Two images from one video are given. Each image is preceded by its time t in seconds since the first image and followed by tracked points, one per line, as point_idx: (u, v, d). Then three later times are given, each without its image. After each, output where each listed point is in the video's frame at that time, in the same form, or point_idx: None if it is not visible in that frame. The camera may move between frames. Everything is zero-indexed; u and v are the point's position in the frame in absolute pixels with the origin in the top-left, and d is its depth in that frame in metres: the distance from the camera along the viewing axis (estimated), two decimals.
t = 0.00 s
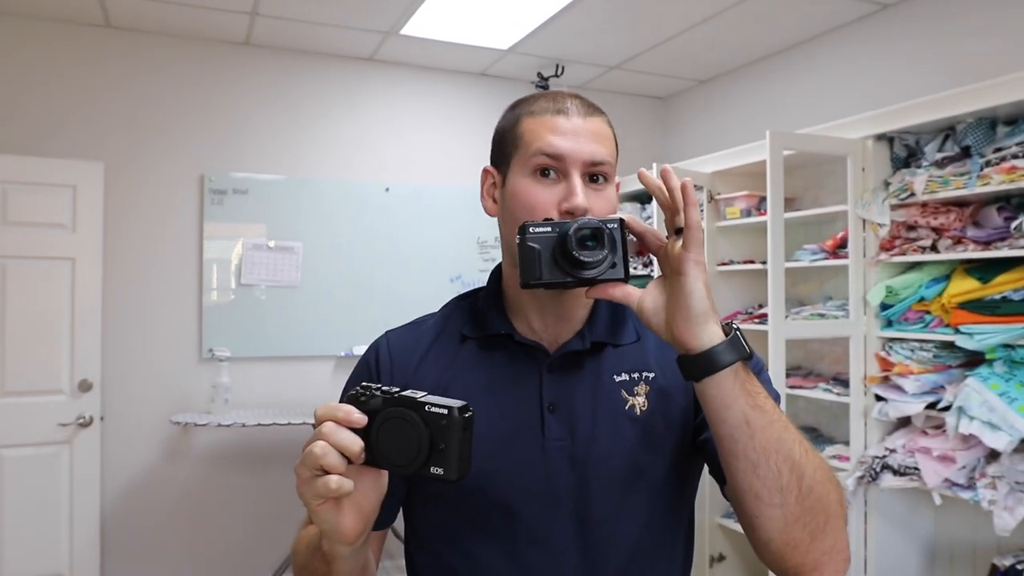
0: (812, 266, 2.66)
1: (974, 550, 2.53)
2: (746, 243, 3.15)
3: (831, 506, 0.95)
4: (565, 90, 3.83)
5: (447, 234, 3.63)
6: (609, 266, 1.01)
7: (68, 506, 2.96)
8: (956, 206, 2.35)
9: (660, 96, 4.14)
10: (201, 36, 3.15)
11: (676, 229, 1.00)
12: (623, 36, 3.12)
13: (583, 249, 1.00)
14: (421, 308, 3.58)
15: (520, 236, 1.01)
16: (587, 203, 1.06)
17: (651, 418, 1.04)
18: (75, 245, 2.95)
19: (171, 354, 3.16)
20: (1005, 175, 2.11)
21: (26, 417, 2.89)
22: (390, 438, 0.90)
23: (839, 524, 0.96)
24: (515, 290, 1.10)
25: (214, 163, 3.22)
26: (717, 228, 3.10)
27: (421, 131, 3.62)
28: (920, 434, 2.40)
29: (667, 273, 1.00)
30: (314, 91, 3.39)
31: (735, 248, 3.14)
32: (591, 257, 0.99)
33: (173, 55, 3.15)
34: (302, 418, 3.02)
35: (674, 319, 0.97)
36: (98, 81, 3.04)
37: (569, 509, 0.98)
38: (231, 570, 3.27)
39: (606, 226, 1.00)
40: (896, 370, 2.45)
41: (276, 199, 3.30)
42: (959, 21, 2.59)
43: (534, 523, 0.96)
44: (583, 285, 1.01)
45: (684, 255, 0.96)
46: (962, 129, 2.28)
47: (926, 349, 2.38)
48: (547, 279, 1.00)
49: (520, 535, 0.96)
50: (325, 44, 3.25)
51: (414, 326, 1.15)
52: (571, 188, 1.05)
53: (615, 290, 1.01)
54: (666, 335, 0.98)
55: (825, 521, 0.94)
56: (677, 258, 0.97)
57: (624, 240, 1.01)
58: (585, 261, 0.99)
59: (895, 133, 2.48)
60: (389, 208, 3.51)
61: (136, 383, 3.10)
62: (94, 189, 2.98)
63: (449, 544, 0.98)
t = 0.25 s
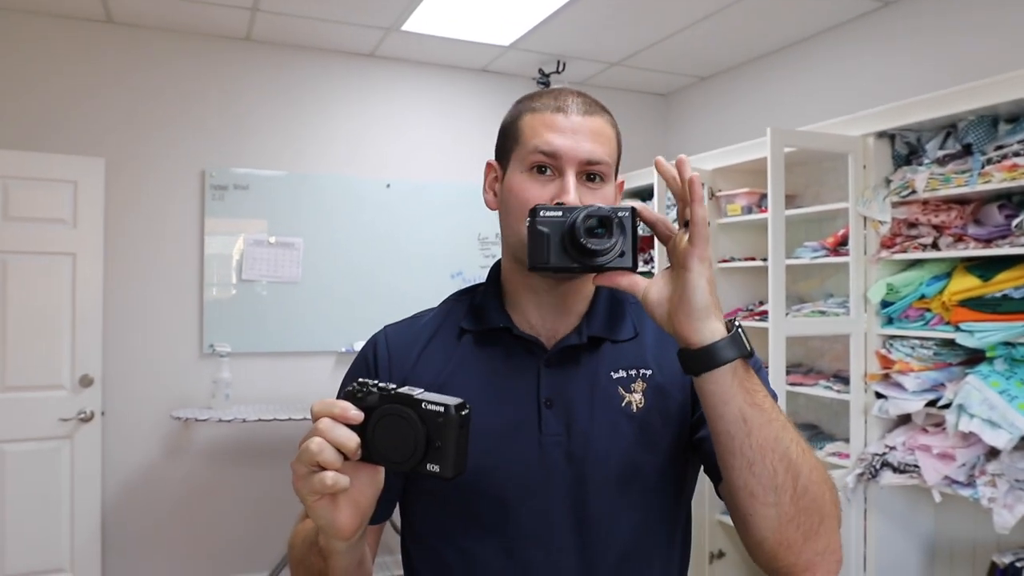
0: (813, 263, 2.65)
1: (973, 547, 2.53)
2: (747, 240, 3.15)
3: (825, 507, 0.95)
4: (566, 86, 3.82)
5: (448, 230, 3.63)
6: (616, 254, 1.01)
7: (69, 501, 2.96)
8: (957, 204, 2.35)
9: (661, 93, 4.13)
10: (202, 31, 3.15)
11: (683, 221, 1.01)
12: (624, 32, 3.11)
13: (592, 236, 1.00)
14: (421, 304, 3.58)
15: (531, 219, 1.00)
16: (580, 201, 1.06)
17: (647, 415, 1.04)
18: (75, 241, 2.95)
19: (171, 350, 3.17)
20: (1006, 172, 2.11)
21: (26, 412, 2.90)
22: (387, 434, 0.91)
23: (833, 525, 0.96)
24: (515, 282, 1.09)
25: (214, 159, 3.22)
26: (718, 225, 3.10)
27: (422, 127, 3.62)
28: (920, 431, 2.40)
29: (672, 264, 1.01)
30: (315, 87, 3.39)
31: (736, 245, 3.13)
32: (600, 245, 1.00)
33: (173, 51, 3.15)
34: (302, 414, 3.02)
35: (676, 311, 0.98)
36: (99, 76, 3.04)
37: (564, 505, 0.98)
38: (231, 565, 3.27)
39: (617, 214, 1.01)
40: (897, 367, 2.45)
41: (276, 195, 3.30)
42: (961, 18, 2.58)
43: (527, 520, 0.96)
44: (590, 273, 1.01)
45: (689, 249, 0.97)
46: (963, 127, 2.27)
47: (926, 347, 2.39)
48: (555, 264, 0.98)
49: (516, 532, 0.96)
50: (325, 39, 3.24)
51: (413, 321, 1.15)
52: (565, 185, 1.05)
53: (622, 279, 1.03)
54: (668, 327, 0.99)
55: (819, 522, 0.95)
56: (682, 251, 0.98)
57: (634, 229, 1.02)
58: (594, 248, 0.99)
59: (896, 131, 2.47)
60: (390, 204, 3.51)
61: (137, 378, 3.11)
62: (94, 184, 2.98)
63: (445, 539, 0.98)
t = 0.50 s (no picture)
0: (809, 253, 2.66)
1: (967, 534, 2.55)
2: (742, 230, 3.15)
3: (822, 485, 0.96)
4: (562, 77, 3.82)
5: (444, 221, 3.63)
6: (609, 241, 1.01)
7: (67, 493, 2.97)
8: (952, 192, 2.35)
9: (657, 83, 4.13)
10: (196, 22, 3.13)
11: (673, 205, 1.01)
12: (620, 22, 3.10)
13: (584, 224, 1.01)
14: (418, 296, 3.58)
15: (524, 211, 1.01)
16: (577, 183, 1.06)
17: (642, 402, 1.04)
18: (71, 234, 2.94)
19: (168, 342, 3.16)
20: (1001, 161, 2.11)
21: (23, 405, 2.90)
22: (381, 414, 0.91)
23: (829, 503, 0.97)
24: (510, 267, 1.10)
25: (210, 151, 3.21)
26: (714, 215, 3.10)
27: (418, 118, 3.61)
28: (915, 419, 2.41)
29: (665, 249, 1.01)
30: (310, 78, 3.38)
31: (732, 234, 3.14)
32: (591, 230, 1.00)
33: (168, 42, 3.13)
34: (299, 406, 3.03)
35: (670, 291, 0.97)
36: (92, 67, 3.02)
37: (558, 489, 0.98)
38: (230, 556, 3.29)
39: (608, 202, 1.01)
40: (892, 356, 2.45)
41: (272, 186, 3.29)
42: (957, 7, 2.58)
43: (524, 502, 0.97)
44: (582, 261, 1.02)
45: (681, 231, 0.98)
46: (958, 116, 2.29)
47: (921, 335, 2.40)
48: (548, 253, 0.99)
49: (510, 516, 0.97)
50: (320, 30, 3.23)
51: (410, 304, 1.15)
52: (561, 167, 1.05)
53: (615, 266, 1.01)
54: (662, 307, 0.98)
55: (817, 499, 0.95)
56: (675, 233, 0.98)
57: (625, 217, 1.02)
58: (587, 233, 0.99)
59: (891, 120, 2.47)
60: (386, 195, 3.50)
61: (134, 371, 3.11)
62: (89, 177, 2.97)
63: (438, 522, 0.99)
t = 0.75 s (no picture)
0: (804, 242, 2.66)
1: (963, 522, 2.55)
2: (738, 220, 3.15)
3: (813, 484, 0.97)
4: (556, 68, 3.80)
5: (440, 214, 3.62)
6: (599, 245, 0.99)
7: (65, 488, 2.97)
8: (947, 180, 2.35)
9: (653, 73, 4.11)
10: (189, 15, 3.11)
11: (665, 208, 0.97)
12: (615, 12, 3.09)
13: (574, 227, 0.98)
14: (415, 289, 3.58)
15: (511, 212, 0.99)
16: (572, 177, 1.05)
17: (636, 393, 1.04)
18: (66, 230, 2.93)
19: (165, 337, 3.16)
20: (996, 149, 2.11)
21: (20, 401, 2.90)
22: (381, 406, 0.91)
23: (820, 501, 0.98)
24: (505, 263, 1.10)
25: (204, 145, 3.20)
26: (709, 205, 3.10)
27: (413, 111, 3.60)
28: (910, 408, 2.42)
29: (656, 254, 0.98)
30: (304, 71, 3.36)
31: (728, 225, 3.13)
32: (580, 235, 0.98)
33: (161, 36, 3.12)
34: (296, 400, 3.03)
35: (663, 299, 0.95)
36: (85, 62, 3.01)
37: (552, 482, 0.98)
38: (228, 550, 3.30)
39: (599, 204, 0.99)
40: (887, 345, 2.46)
41: (266, 180, 3.29)
42: None
43: (517, 498, 0.97)
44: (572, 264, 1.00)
45: (674, 237, 0.94)
46: (953, 103, 2.28)
47: (916, 324, 2.39)
48: (537, 256, 0.98)
49: (502, 509, 0.97)
50: (313, 22, 3.21)
51: (405, 296, 1.15)
52: (556, 162, 1.04)
53: (605, 269, 1.00)
54: (656, 315, 0.96)
55: (808, 499, 0.96)
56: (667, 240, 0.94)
57: (616, 219, 0.99)
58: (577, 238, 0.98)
59: (886, 108, 2.47)
60: (381, 188, 3.50)
61: (131, 366, 3.11)
62: (84, 173, 2.96)
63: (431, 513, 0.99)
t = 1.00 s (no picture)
0: (799, 244, 2.66)
1: (958, 524, 2.56)
2: (734, 221, 3.15)
3: (812, 484, 0.97)
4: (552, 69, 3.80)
5: (436, 215, 3.62)
6: (596, 245, 0.99)
7: (59, 490, 2.96)
8: (941, 182, 2.35)
9: (649, 75, 4.11)
10: (184, 15, 3.11)
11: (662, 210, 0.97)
12: (609, 14, 3.09)
13: (573, 227, 0.99)
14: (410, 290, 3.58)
15: (507, 210, 0.99)
16: (563, 180, 1.05)
17: (630, 395, 1.04)
18: (59, 231, 2.92)
19: (159, 338, 3.16)
20: (989, 151, 2.11)
21: (14, 403, 2.89)
22: (373, 415, 0.91)
23: (818, 500, 0.98)
24: (497, 267, 1.10)
25: (199, 146, 3.19)
26: (705, 207, 3.10)
27: (408, 112, 3.60)
28: (905, 410, 2.42)
29: (655, 255, 0.98)
30: (299, 72, 3.36)
31: (723, 226, 3.13)
32: (578, 235, 0.98)
33: (155, 36, 3.11)
34: (291, 401, 3.02)
35: (664, 301, 0.94)
36: (80, 62, 3.00)
37: (547, 483, 0.98)
38: (223, 552, 3.29)
39: (598, 204, 0.99)
40: (882, 347, 2.46)
41: (262, 181, 3.28)
42: None
43: (515, 500, 0.97)
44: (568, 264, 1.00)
45: (673, 238, 0.93)
46: (947, 106, 2.29)
47: (910, 326, 2.39)
48: (534, 256, 0.98)
49: (498, 509, 0.96)
50: (309, 23, 3.21)
51: (398, 300, 1.14)
52: (546, 164, 1.04)
53: (601, 270, 1.00)
54: (655, 317, 0.96)
55: (806, 498, 0.96)
56: (667, 241, 0.94)
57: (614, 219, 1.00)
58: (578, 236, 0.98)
59: (881, 110, 2.47)
60: (376, 189, 3.49)
61: (126, 367, 3.10)
62: (78, 173, 2.95)
63: (426, 514, 0.99)
